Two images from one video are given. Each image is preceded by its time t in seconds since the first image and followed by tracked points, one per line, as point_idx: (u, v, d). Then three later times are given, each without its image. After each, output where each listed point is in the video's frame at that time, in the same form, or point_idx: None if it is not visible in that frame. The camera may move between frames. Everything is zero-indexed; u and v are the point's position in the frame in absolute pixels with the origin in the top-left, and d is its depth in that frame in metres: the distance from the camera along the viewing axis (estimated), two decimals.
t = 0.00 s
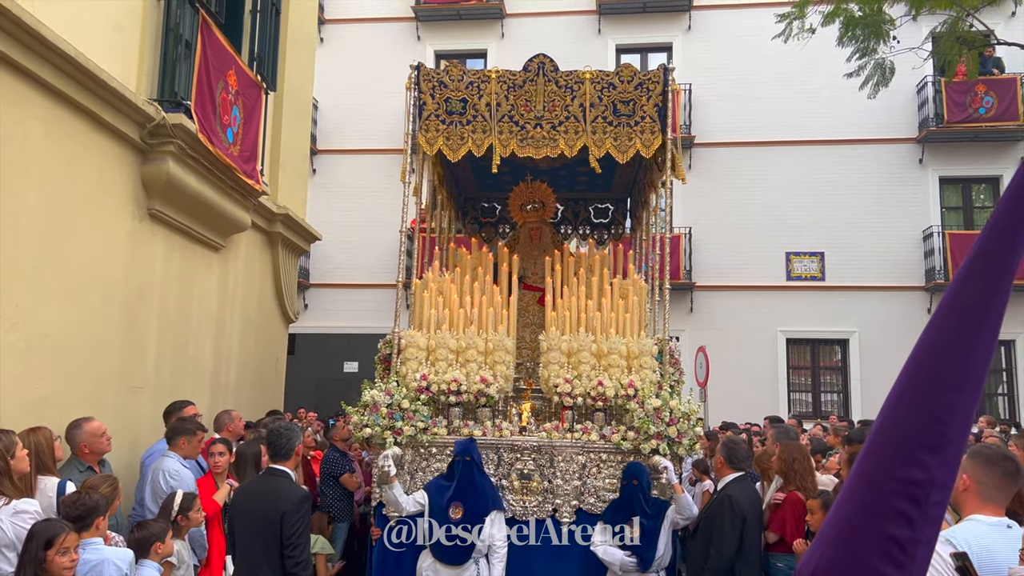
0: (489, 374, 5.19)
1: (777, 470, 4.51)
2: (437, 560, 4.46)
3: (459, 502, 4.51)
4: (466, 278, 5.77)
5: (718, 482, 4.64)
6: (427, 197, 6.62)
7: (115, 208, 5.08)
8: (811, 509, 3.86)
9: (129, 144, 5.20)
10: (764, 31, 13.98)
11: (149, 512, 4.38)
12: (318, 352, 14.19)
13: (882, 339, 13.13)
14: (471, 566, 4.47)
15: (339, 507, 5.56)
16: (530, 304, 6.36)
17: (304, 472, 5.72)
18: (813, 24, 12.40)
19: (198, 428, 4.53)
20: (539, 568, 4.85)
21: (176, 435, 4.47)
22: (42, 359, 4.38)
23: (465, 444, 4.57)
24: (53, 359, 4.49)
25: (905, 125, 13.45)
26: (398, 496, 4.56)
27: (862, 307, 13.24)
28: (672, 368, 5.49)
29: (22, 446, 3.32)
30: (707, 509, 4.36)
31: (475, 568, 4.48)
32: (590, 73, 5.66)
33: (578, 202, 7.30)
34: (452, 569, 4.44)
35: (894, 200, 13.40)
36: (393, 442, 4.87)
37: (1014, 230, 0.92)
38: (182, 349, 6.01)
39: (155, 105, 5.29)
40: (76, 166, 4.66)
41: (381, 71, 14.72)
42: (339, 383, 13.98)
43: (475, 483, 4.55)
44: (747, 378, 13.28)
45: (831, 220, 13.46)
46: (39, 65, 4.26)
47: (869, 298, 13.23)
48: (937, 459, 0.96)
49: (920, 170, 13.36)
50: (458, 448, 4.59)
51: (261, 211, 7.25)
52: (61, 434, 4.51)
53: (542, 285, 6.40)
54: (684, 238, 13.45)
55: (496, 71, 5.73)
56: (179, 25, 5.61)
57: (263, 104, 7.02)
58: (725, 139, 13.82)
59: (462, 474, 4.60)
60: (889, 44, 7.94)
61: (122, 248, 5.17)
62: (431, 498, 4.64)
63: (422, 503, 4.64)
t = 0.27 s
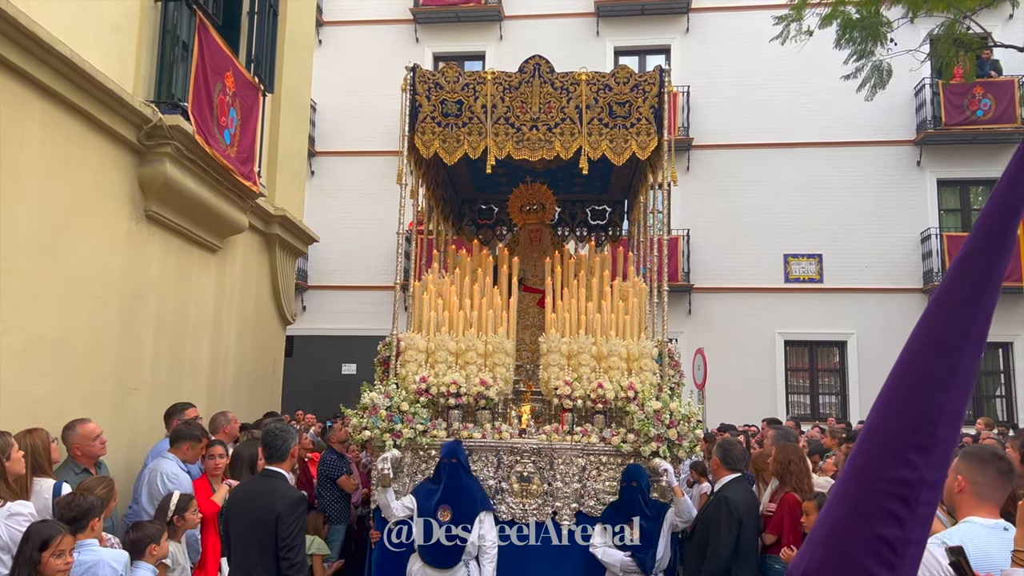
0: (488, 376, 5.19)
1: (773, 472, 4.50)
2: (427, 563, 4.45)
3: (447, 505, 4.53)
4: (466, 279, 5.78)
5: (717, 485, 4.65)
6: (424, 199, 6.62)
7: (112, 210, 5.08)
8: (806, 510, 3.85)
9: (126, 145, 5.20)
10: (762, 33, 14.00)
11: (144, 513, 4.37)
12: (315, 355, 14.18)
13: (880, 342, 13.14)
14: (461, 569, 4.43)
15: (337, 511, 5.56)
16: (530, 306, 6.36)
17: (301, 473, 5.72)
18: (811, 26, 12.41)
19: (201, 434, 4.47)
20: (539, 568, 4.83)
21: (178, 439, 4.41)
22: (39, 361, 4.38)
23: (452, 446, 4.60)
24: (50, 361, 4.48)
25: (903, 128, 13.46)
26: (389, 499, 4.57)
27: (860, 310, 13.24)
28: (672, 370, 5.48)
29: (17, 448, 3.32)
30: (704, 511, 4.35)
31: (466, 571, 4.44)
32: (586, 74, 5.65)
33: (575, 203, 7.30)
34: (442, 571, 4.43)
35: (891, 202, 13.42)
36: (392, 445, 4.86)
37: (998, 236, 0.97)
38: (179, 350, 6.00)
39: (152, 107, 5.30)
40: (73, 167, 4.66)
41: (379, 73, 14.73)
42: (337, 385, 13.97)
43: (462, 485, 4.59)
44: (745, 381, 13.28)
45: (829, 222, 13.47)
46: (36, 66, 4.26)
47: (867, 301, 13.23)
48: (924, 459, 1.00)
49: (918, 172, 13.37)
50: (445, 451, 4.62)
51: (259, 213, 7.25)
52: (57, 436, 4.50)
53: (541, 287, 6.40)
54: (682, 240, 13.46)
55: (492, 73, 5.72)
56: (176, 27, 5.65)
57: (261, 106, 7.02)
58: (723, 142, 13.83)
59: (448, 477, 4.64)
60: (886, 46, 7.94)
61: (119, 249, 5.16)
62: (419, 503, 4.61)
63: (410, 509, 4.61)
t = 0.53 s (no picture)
0: (484, 377, 5.19)
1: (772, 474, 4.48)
2: (416, 566, 4.43)
3: (438, 506, 4.50)
4: (461, 281, 5.78)
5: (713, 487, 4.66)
6: (422, 200, 6.63)
7: (111, 211, 5.09)
8: (801, 511, 3.85)
9: (123, 147, 5.20)
10: (760, 35, 14.02)
11: (143, 514, 4.37)
12: (314, 356, 14.18)
13: (879, 343, 13.14)
14: (451, 570, 4.42)
15: (335, 512, 5.55)
16: (526, 307, 6.35)
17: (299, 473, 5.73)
18: (809, 29, 12.43)
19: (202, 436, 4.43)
20: (534, 567, 4.83)
21: (179, 442, 4.36)
22: (38, 362, 4.39)
23: (441, 447, 4.57)
24: (48, 362, 4.48)
25: (902, 130, 13.47)
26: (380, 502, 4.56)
27: (858, 311, 13.25)
28: (667, 372, 5.49)
29: (14, 449, 3.31)
30: (702, 513, 4.34)
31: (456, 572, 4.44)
32: (584, 74, 5.65)
33: (573, 204, 7.30)
34: (432, 573, 4.42)
35: (890, 204, 13.43)
36: (387, 446, 4.87)
37: (983, 247, 1.07)
38: (178, 351, 6.01)
39: (151, 108, 5.30)
40: (71, 168, 4.67)
41: (378, 75, 14.73)
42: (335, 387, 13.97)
43: (451, 486, 4.57)
44: (743, 382, 13.28)
45: (828, 224, 13.49)
46: (34, 67, 4.26)
47: (866, 302, 13.24)
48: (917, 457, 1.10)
49: (917, 174, 13.38)
50: (433, 451, 4.59)
51: (257, 214, 7.25)
52: (56, 438, 4.50)
53: (538, 288, 6.40)
54: (680, 241, 13.46)
55: (490, 73, 5.70)
56: (175, 29, 5.71)
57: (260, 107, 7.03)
58: (722, 144, 13.84)
59: (437, 478, 4.62)
60: (884, 48, 7.95)
61: (117, 251, 5.16)
62: (410, 505, 4.61)
63: (401, 511, 4.62)
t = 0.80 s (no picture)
0: (478, 378, 5.18)
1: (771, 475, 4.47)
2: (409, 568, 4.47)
3: (430, 508, 4.53)
4: (455, 283, 5.78)
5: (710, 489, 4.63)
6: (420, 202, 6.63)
7: (110, 212, 5.09)
8: (799, 513, 3.86)
9: (123, 147, 5.19)
10: (760, 36, 14.04)
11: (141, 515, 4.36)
12: (313, 357, 14.17)
13: (878, 344, 13.14)
14: (444, 571, 4.45)
15: (334, 513, 5.53)
16: (523, 309, 6.35)
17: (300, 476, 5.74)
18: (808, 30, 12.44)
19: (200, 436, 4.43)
20: (532, 568, 4.82)
21: (177, 443, 4.37)
22: (36, 363, 4.38)
23: (432, 449, 4.59)
24: (47, 362, 4.47)
25: (901, 131, 13.48)
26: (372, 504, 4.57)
27: (858, 313, 13.24)
28: (664, 372, 5.50)
29: (12, 450, 3.30)
30: (700, 513, 4.34)
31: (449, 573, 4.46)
32: (582, 74, 5.66)
33: (571, 205, 7.30)
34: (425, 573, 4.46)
35: (889, 205, 13.43)
36: (381, 448, 4.85)
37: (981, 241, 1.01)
38: (176, 351, 5.99)
39: (150, 109, 5.30)
40: (70, 168, 4.67)
41: (377, 76, 14.74)
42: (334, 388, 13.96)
43: (444, 487, 4.58)
44: (743, 384, 13.28)
45: (827, 225, 13.49)
46: (33, 67, 4.25)
47: (865, 304, 13.24)
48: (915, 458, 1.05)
49: (916, 175, 13.39)
50: (425, 453, 4.62)
51: (257, 216, 7.26)
52: (54, 438, 4.50)
53: (534, 289, 6.40)
54: (679, 243, 13.45)
55: (488, 73, 5.73)
56: (174, 30, 5.69)
57: (258, 108, 7.02)
58: (722, 145, 13.84)
59: (430, 479, 4.62)
60: (884, 50, 7.95)
61: (116, 251, 5.16)
62: (402, 507, 4.59)
63: (393, 513, 4.58)
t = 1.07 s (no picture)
0: (477, 378, 5.18)
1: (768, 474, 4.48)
2: (405, 568, 4.46)
3: (424, 509, 4.52)
4: (455, 282, 5.77)
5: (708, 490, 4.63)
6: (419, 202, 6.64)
7: (110, 212, 5.09)
8: (797, 513, 3.87)
9: (122, 147, 5.20)
10: (759, 37, 14.04)
11: (141, 515, 4.35)
12: (312, 358, 14.17)
13: (877, 345, 13.14)
14: (440, 570, 4.46)
15: (334, 514, 5.53)
16: (522, 309, 6.35)
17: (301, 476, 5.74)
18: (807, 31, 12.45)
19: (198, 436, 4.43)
20: (531, 568, 4.83)
21: (176, 442, 4.37)
22: (35, 362, 4.37)
23: (425, 449, 4.61)
24: (46, 361, 4.48)
25: (900, 132, 13.49)
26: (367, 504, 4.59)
27: (857, 313, 13.24)
28: (664, 372, 5.50)
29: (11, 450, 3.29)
30: (699, 513, 4.34)
31: (445, 572, 4.48)
32: (580, 74, 5.67)
33: (570, 205, 7.31)
34: (422, 573, 4.45)
35: (888, 206, 13.44)
36: (380, 448, 4.85)
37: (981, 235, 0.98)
38: (176, 350, 5.99)
39: (149, 109, 5.30)
40: (70, 167, 4.67)
41: (377, 76, 14.74)
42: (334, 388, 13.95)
43: (437, 487, 4.59)
44: (742, 385, 13.28)
45: (827, 226, 13.49)
46: (33, 68, 4.25)
47: (865, 304, 13.24)
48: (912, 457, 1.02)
49: (915, 176, 13.40)
50: (418, 454, 4.63)
51: (257, 216, 7.26)
52: (52, 439, 4.49)
53: (534, 289, 6.41)
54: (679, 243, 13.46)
55: (485, 73, 5.75)
56: (174, 30, 5.67)
57: (258, 108, 7.01)
58: (721, 145, 13.85)
59: (423, 480, 4.63)
60: (883, 51, 7.96)
61: (116, 252, 5.16)
62: (397, 508, 4.61)
63: (387, 514, 4.61)
